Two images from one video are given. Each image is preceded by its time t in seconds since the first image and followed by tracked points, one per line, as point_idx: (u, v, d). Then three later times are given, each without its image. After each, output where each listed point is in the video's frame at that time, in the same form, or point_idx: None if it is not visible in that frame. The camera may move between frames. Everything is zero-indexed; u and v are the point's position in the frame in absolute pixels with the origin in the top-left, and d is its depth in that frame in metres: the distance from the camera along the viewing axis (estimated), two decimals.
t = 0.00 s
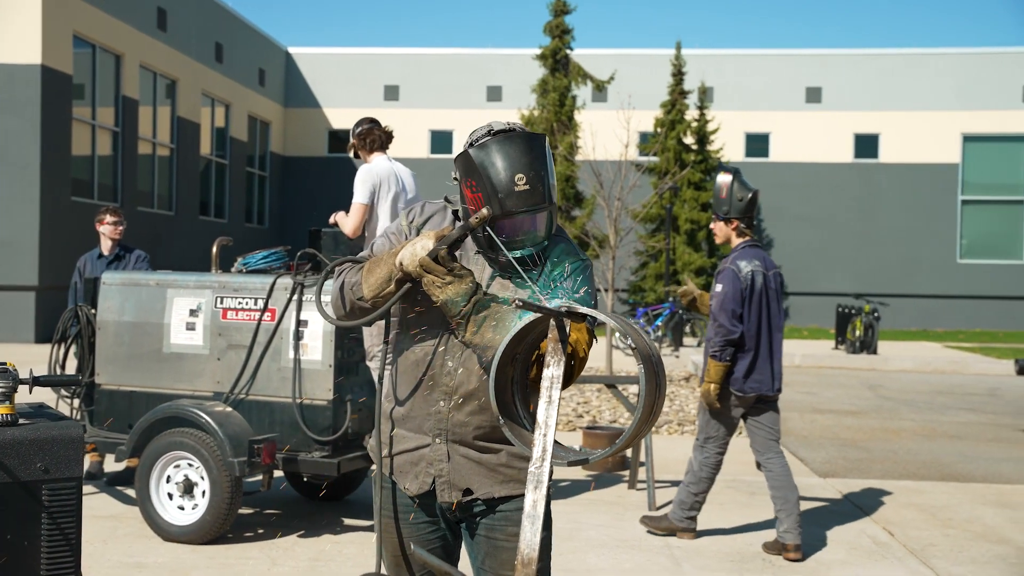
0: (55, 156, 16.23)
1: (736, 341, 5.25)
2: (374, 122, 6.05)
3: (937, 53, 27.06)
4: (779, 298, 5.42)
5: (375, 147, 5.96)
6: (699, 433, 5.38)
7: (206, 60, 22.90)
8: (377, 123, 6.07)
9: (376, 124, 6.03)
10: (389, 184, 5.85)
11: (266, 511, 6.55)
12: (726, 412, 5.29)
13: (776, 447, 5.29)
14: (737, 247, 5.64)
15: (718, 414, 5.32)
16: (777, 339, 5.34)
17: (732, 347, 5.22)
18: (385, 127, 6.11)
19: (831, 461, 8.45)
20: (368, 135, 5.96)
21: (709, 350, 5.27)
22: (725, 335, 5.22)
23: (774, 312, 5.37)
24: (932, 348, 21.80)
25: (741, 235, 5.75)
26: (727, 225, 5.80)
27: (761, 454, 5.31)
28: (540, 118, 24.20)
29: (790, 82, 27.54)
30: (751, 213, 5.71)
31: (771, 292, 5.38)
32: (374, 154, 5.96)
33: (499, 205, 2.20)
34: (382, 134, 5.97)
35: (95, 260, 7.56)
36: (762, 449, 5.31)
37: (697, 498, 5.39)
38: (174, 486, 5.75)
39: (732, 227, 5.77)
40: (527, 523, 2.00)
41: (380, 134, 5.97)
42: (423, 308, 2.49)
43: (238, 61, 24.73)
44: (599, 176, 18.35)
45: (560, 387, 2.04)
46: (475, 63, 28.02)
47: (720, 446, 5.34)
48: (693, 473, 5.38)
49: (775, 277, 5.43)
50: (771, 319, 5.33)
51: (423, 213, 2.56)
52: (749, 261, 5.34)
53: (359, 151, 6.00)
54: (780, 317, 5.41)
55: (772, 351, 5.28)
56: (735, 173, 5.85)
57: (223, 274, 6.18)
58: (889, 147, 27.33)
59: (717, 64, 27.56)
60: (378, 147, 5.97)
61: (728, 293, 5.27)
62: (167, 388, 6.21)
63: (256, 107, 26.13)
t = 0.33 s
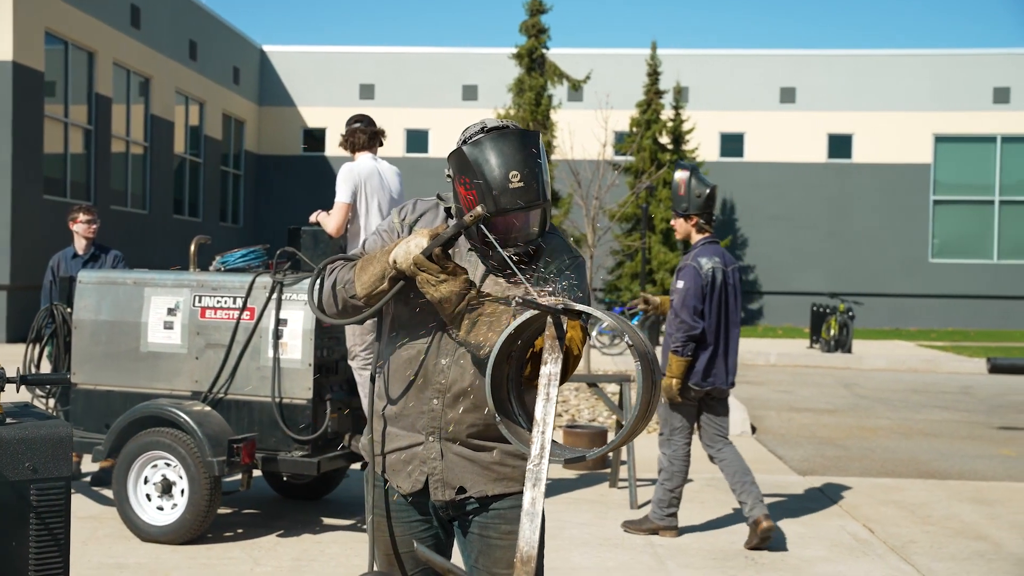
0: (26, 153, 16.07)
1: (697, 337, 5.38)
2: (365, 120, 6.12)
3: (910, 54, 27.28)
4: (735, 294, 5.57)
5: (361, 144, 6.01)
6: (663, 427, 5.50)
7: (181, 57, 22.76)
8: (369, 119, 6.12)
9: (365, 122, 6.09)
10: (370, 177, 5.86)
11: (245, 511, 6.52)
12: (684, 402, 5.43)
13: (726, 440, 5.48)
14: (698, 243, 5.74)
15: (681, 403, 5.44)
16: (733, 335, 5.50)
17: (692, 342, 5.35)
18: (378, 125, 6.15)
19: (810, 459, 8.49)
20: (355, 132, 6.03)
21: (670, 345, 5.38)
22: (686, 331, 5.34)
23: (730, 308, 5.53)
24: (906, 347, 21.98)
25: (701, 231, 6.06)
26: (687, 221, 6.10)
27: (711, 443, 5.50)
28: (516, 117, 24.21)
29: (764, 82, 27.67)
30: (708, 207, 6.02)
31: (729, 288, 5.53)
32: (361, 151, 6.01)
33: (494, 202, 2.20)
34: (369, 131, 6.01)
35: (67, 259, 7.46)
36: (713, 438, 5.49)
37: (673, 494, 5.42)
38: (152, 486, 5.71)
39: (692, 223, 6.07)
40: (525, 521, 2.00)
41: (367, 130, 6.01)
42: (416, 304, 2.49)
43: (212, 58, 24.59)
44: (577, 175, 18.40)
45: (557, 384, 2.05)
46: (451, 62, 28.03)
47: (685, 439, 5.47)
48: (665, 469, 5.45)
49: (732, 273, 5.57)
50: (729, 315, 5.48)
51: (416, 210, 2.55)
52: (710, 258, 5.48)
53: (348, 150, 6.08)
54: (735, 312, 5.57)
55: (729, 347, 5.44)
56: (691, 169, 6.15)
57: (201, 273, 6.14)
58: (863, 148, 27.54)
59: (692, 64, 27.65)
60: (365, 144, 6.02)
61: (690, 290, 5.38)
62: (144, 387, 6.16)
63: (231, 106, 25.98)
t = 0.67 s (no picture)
0: None
1: (659, 334, 5.87)
2: (362, 120, 6.11)
3: (885, 55, 27.46)
4: (698, 291, 6.08)
5: (353, 146, 6.01)
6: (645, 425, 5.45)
7: (157, 56, 22.60)
8: (365, 121, 6.10)
9: (361, 123, 6.08)
10: (354, 179, 5.84)
11: (224, 511, 6.50)
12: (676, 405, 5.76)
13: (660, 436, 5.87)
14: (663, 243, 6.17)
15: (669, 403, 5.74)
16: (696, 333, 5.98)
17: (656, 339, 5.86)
18: (374, 127, 6.12)
19: (792, 458, 8.53)
20: (348, 133, 6.04)
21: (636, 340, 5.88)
22: (650, 328, 5.84)
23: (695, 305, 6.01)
24: (881, 347, 22.15)
25: (666, 229, 6.40)
26: (652, 221, 6.43)
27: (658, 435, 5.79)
28: (495, 117, 24.13)
29: (741, 83, 27.77)
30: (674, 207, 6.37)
31: (692, 287, 6.01)
32: (351, 152, 6.00)
33: (494, 201, 2.20)
34: (360, 133, 6.00)
35: (48, 257, 7.38)
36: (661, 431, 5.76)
37: (656, 493, 5.43)
38: (134, 487, 5.67)
39: (657, 222, 6.40)
40: (529, 520, 1.99)
41: (358, 132, 6.00)
42: (414, 305, 2.49)
43: (188, 56, 24.40)
44: (557, 175, 18.41)
45: (559, 383, 2.07)
46: (429, 61, 27.97)
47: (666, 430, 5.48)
48: (650, 467, 5.44)
49: (696, 272, 6.07)
50: (693, 314, 5.95)
51: (413, 209, 2.55)
52: (675, 258, 5.97)
53: (342, 152, 6.09)
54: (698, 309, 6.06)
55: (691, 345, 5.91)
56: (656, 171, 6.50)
57: (183, 273, 6.10)
58: (839, 148, 27.70)
59: (669, 66, 27.71)
60: (356, 146, 6.00)
61: (654, 288, 5.88)
62: (124, 387, 6.12)
63: (207, 104, 25.81)
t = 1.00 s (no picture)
0: None
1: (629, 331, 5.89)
2: (357, 122, 6.11)
3: (861, 57, 27.64)
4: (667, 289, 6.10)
5: (344, 150, 6.07)
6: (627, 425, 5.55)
7: (134, 56, 22.44)
8: (360, 122, 6.09)
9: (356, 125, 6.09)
10: (337, 180, 5.87)
11: (208, 513, 6.46)
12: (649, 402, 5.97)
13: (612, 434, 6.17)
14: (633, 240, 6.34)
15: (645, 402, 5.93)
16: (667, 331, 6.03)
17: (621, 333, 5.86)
18: (369, 128, 6.10)
19: (775, 459, 8.58)
20: (340, 137, 6.09)
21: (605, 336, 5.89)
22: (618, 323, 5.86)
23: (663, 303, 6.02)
24: (859, 347, 22.27)
25: (635, 228, 6.43)
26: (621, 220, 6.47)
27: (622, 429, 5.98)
28: (474, 117, 24.08)
29: (718, 84, 27.86)
30: (641, 205, 6.43)
31: (664, 284, 6.05)
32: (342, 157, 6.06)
33: (494, 203, 2.23)
34: (349, 135, 6.02)
35: (35, 260, 7.32)
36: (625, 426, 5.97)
37: (640, 495, 5.43)
38: (117, 491, 5.64)
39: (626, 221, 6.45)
40: (536, 523, 2.12)
41: (347, 135, 6.02)
42: (415, 307, 2.51)
43: (165, 56, 24.26)
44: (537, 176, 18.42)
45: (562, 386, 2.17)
46: (408, 62, 27.93)
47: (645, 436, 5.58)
48: (633, 465, 5.48)
49: (666, 271, 6.12)
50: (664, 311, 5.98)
51: (411, 211, 2.55)
52: (648, 256, 6.02)
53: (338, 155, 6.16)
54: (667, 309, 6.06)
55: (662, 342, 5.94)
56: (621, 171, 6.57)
57: (166, 274, 6.07)
58: (817, 149, 27.84)
59: (648, 67, 27.78)
60: (346, 149, 6.05)
61: (627, 284, 5.91)
62: (106, 389, 6.07)
63: (185, 105, 25.68)
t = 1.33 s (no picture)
0: None
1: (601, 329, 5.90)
2: (348, 121, 6.12)
3: (835, 58, 27.79)
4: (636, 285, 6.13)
5: (334, 149, 6.07)
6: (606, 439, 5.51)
7: (107, 51, 22.22)
8: (352, 121, 6.10)
9: (348, 124, 6.10)
10: (322, 177, 5.86)
11: (188, 513, 6.42)
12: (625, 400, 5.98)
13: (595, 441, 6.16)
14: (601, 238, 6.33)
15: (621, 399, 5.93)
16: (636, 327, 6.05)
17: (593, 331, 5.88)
18: (361, 126, 6.11)
19: (756, 457, 8.61)
20: (331, 136, 6.10)
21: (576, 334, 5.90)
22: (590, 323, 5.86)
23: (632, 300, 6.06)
24: (835, 346, 22.40)
25: (602, 227, 6.43)
26: (588, 219, 6.47)
27: (601, 430, 5.93)
28: (451, 116, 24.03)
29: (694, 83, 27.92)
30: (608, 203, 6.42)
31: (633, 281, 6.08)
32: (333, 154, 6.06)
33: (492, 203, 2.23)
34: (341, 134, 6.03)
35: (23, 256, 7.22)
36: (603, 425, 5.94)
37: (625, 492, 5.43)
38: (97, 491, 5.59)
39: (594, 220, 6.44)
40: (539, 523, 2.15)
41: (338, 133, 6.04)
42: (410, 307, 2.53)
43: (140, 53, 24.08)
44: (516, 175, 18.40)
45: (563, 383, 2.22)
46: (384, 59, 27.85)
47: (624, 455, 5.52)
48: (613, 463, 5.49)
49: (635, 268, 6.14)
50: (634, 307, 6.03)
51: (407, 209, 2.55)
52: (619, 253, 6.01)
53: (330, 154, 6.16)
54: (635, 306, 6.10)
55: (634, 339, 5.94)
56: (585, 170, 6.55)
57: (146, 272, 6.02)
58: (792, 149, 27.97)
59: (625, 66, 27.80)
60: (336, 148, 6.06)
61: (596, 283, 5.92)
62: (86, 389, 6.02)
63: (159, 102, 25.49)
